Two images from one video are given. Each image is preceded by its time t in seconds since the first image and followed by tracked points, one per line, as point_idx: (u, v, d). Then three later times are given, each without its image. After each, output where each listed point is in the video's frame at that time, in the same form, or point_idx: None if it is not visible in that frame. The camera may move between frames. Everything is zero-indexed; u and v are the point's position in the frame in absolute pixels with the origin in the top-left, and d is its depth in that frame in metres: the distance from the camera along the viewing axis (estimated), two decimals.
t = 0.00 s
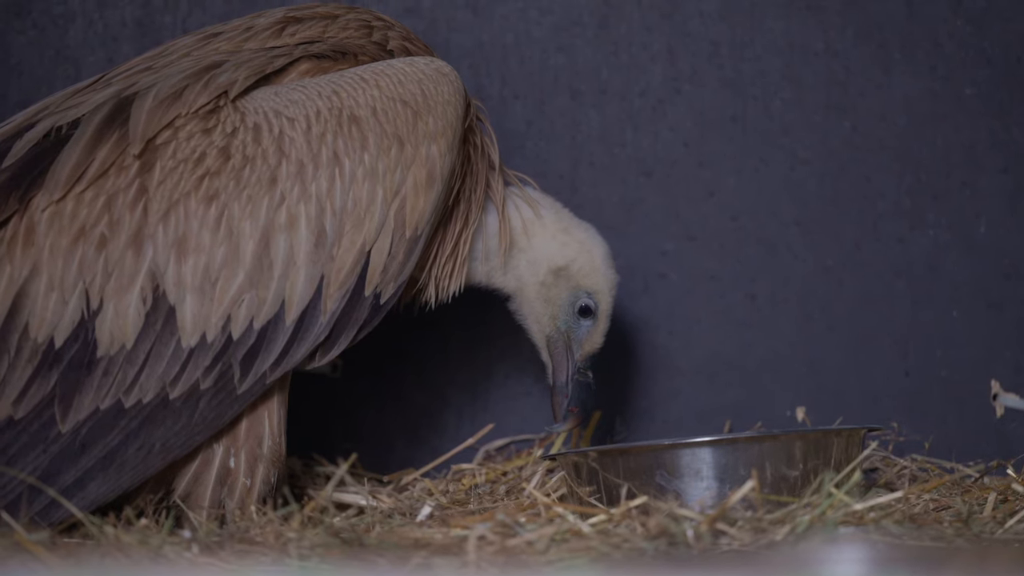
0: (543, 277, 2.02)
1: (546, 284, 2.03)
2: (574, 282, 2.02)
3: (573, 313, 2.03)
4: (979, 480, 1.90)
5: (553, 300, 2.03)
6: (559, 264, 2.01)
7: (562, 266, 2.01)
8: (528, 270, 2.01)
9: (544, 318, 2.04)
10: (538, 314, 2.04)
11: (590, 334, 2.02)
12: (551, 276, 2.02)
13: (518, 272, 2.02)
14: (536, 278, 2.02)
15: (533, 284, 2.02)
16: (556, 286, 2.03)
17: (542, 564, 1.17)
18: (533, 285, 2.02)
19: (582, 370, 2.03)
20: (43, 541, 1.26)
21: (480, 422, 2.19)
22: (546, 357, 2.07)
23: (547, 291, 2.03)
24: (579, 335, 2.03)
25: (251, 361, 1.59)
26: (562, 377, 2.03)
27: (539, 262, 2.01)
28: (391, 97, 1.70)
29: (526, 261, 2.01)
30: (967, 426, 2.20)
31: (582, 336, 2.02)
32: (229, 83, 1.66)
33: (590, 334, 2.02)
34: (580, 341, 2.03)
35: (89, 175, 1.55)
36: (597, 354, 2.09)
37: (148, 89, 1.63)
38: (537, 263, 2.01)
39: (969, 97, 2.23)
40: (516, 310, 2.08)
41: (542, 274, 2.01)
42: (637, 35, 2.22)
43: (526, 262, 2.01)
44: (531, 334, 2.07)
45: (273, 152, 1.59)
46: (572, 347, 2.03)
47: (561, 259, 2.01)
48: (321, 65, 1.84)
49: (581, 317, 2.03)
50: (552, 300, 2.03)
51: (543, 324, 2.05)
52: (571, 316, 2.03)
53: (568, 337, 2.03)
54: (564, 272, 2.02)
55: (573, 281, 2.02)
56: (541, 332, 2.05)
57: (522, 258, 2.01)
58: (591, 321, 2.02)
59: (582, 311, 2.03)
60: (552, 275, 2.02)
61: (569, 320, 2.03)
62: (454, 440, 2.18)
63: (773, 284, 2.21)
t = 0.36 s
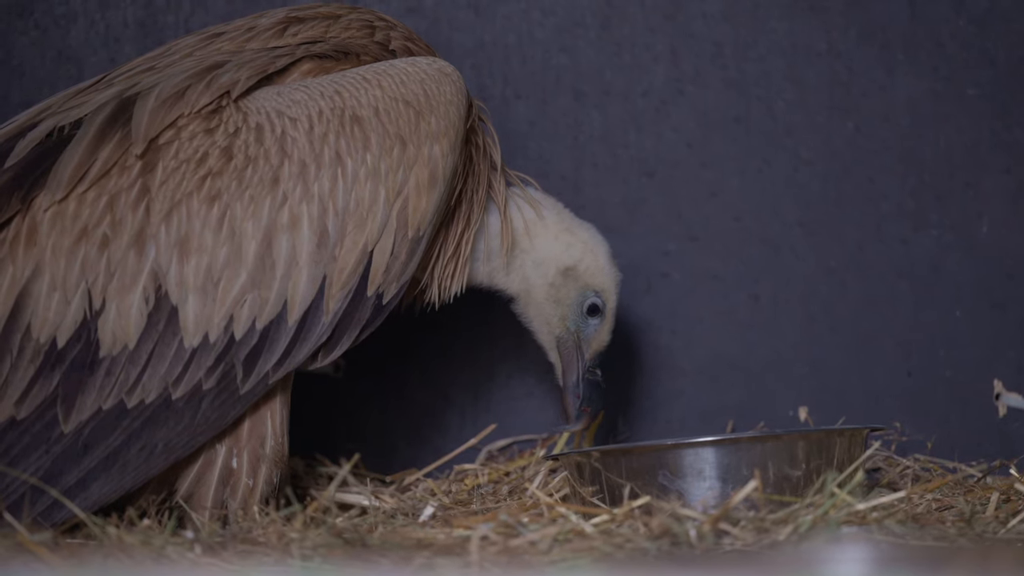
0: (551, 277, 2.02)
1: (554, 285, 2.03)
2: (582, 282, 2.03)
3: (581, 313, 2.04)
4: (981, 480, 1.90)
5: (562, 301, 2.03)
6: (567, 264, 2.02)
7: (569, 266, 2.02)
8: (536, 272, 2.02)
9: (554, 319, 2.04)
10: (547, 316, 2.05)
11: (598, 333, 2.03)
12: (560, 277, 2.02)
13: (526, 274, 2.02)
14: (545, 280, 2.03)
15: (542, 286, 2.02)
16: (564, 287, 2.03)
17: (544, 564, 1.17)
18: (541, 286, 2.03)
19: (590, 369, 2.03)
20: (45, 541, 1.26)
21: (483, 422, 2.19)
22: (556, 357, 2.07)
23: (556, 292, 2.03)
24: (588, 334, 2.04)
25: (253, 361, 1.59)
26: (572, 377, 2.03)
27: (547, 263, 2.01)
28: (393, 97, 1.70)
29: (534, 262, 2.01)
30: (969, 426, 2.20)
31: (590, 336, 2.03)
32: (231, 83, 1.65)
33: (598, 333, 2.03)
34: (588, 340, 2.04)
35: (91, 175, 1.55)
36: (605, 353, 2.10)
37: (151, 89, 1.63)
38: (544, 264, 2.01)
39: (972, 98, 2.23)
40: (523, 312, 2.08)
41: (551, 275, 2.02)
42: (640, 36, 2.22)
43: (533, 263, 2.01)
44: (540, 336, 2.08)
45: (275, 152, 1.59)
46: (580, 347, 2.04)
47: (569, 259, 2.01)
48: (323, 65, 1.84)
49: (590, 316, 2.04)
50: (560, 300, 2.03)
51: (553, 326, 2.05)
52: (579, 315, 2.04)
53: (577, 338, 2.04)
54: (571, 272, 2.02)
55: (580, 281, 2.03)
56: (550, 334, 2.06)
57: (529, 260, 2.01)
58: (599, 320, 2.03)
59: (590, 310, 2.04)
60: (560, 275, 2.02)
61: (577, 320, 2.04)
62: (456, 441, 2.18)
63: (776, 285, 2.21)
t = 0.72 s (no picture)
0: (577, 286, 2.04)
1: (580, 294, 2.04)
2: (601, 293, 2.07)
3: (595, 324, 2.07)
4: (983, 481, 1.90)
5: (584, 311, 2.05)
6: (589, 274, 2.05)
7: (591, 274, 2.05)
8: (561, 280, 2.03)
9: (577, 330, 2.04)
10: (569, 326, 2.04)
11: (607, 344, 2.09)
12: (585, 286, 2.05)
13: (552, 284, 2.03)
14: (569, 290, 2.04)
15: (568, 295, 2.03)
16: (588, 297, 2.05)
17: (546, 565, 1.17)
18: (567, 295, 2.03)
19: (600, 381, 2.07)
20: (47, 543, 1.26)
21: (485, 423, 2.20)
22: (570, 374, 2.06)
23: (581, 301, 2.05)
24: (598, 346, 2.08)
25: (255, 362, 1.59)
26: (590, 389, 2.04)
27: (572, 272, 2.03)
28: (395, 99, 1.70)
29: (559, 271, 2.03)
30: (972, 427, 2.19)
31: (601, 346, 2.08)
32: (233, 84, 1.66)
33: (606, 344, 2.09)
34: (598, 352, 2.08)
35: (93, 176, 1.55)
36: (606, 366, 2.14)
37: (153, 90, 1.63)
38: (569, 273, 2.03)
39: (973, 98, 2.23)
40: (540, 328, 2.06)
41: (577, 283, 2.03)
42: (641, 37, 2.22)
43: (558, 272, 2.03)
44: (561, 352, 2.05)
45: (277, 153, 1.59)
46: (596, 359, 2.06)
47: (591, 268, 2.05)
48: (325, 67, 1.84)
49: (599, 328, 2.08)
50: (582, 310, 2.05)
51: (575, 338, 2.04)
52: (595, 327, 2.07)
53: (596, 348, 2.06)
54: (592, 282, 2.05)
55: (600, 292, 2.06)
56: (576, 346, 2.04)
57: (555, 267, 2.02)
58: (607, 332, 2.09)
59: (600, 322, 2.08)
60: (585, 284, 2.04)
61: (593, 332, 2.07)
62: (458, 442, 2.18)
63: (778, 286, 2.21)
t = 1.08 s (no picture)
0: (577, 306, 2.04)
1: (581, 314, 2.05)
2: (600, 313, 2.08)
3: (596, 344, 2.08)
4: (984, 480, 1.90)
5: (586, 331, 2.06)
6: (586, 293, 2.06)
7: (590, 294, 2.06)
8: (562, 301, 2.03)
9: (581, 350, 2.04)
10: (572, 348, 2.04)
11: (607, 362, 2.10)
12: (586, 305, 2.06)
13: (554, 304, 2.03)
14: (570, 310, 2.05)
15: (571, 315, 2.04)
16: (589, 317, 2.06)
17: (548, 565, 1.17)
18: (567, 315, 2.04)
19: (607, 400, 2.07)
20: (48, 542, 1.26)
21: (486, 423, 2.20)
22: (576, 395, 2.06)
23: (582, 321, 2.05)
24: (600, 365, 2.08)
25: (257, 362, 1.59)
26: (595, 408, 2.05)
27: (572, 292, 2.04)
28: (396, 98, 1.70)
29: (560, 291, 2.03)
30: (973, 427, 2.19)
31: (602, 365, 2.08)
32: (234, 84, 1.65)
33: (606, 362, 2.10)
34: (602, 372, 2.08)
35: (94, 175, 1.55)
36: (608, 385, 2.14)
37: (154, 89, 1.63)
38: (569, 294, 2.04)
39: (974, 97, 2.23)
40: (543, 351, 2.05)
41: (577, 303, 2.04)
42: (642, 36, 2.22)
43: (559, 293, 2.03)
44: (566, 374, 2.05)
45: (279, 153, 1.59)
46: (599, 379, 2.06)
47: (588, 288, 2.06)
48: (326, 67, 1.84)
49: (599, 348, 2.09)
50: (584, 331, 2.05)
51: (579, 359, 2.04)
52: (596, 346, 2.07)
53: (599, 369, 2.06)
54: (590, 302, 2.07)
55: (598, 312, 2.08)
56: (581, 367, 2.04)
57: (554, 289, 2.03)
58: (606, 351, 2.10)
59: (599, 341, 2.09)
60: (584, 305, 2.05)
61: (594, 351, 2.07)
62: (459, 441, 2.18)
63: (779, 285, 2.21)
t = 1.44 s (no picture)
0: (566, 315, 2.05)
1: (570, 323, 2.06)
2: (589, 324, 2.09)
3: (585, 356, 2.08)
4: (985, 478, 1.90)
5: (575, 339, 2.06)
6: (576, 303, 2.07)
7: (580, 305, 2.07)
8: (551, 310, 2.04)
9: (570, 359, 2.05)
10: (561, 356, 2.04)
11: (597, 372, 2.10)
12: (575, 315, 2.06)
13: (545, 312, 2.04)
14: (560, 318, 2.05)
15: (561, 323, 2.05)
16: (578, 326, 2.07)
17: (548, 563, 1.16)
18: (556, 324, 2.05)
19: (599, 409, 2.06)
20: (48, 541, 1.26)
21: (485, 421, 2.20)
22: (565, 404, 2.05)
23: (572, 329, 2.06)
24: (590, 375, 2.08)
25: (256, 360, 1.58)
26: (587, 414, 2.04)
27: (562, 301, 2.05)
28: (395, 96, 1.70)
29: (551, 299, 2.04)
30: (973, 424, 2.19)
31: (592, 375, 2.08)
32: (233, 82, 1.65)
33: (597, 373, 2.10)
34: (592, 382, 2.08)
35: (93, 174, 1.55)
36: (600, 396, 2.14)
37: (153, 88, 1.63)
38: (558, 303, 2.05)
39: (974, 95, 2.22)
40: (533, 359, 2.05)
41: (566, 311, 2.05)
42: (642, 34, 2.22)
43: (550, 300, 2.04)
44: (556, 382, 2.05)
45: (278, 151, 1.59)
46: (589, 389, 2.06)
47: (576, 298, 2.08)
48: (325, 65, 1.84)
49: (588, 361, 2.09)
50: (573, 339, 2.06)
51: (568, 366, 2.05)
52: (586, 357, 2.07)
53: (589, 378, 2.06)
54: (579, 313, 2.07)
55: (587, 323, 2.08)
56: (571, 375, 2.05)
57: (543, 297, 2.04)
58: (597, 362, 2.10)
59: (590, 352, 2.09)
60: (573, 314, 2.06)
61: (583, 362, 2.07)
62: (459, 439, 2.18)
63: (779, 283, 2.21)
